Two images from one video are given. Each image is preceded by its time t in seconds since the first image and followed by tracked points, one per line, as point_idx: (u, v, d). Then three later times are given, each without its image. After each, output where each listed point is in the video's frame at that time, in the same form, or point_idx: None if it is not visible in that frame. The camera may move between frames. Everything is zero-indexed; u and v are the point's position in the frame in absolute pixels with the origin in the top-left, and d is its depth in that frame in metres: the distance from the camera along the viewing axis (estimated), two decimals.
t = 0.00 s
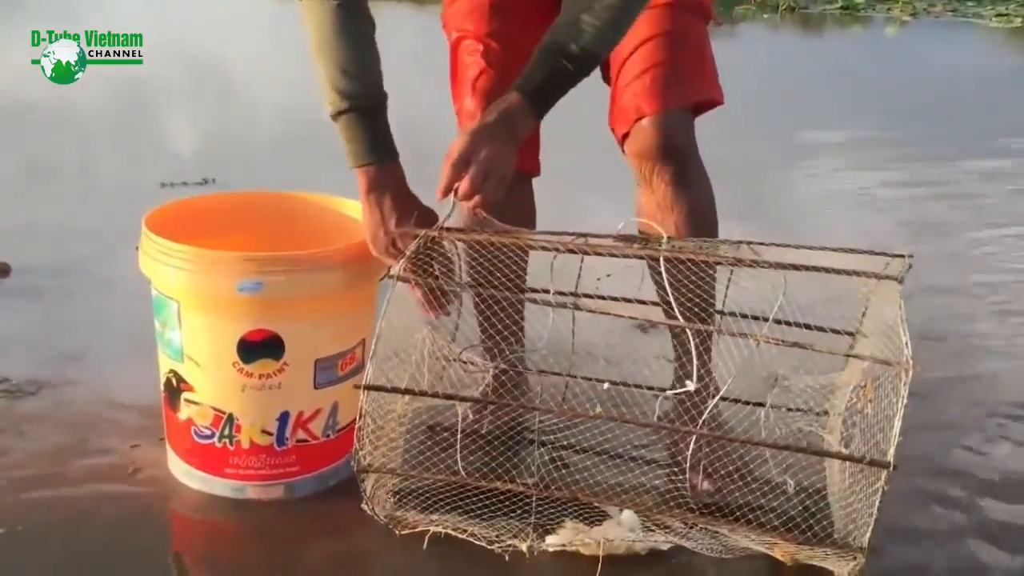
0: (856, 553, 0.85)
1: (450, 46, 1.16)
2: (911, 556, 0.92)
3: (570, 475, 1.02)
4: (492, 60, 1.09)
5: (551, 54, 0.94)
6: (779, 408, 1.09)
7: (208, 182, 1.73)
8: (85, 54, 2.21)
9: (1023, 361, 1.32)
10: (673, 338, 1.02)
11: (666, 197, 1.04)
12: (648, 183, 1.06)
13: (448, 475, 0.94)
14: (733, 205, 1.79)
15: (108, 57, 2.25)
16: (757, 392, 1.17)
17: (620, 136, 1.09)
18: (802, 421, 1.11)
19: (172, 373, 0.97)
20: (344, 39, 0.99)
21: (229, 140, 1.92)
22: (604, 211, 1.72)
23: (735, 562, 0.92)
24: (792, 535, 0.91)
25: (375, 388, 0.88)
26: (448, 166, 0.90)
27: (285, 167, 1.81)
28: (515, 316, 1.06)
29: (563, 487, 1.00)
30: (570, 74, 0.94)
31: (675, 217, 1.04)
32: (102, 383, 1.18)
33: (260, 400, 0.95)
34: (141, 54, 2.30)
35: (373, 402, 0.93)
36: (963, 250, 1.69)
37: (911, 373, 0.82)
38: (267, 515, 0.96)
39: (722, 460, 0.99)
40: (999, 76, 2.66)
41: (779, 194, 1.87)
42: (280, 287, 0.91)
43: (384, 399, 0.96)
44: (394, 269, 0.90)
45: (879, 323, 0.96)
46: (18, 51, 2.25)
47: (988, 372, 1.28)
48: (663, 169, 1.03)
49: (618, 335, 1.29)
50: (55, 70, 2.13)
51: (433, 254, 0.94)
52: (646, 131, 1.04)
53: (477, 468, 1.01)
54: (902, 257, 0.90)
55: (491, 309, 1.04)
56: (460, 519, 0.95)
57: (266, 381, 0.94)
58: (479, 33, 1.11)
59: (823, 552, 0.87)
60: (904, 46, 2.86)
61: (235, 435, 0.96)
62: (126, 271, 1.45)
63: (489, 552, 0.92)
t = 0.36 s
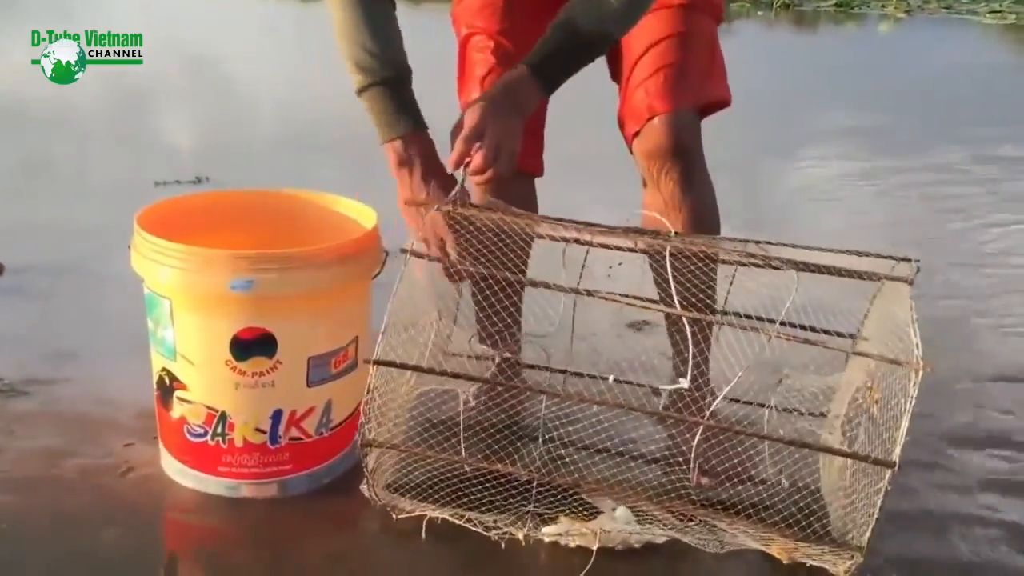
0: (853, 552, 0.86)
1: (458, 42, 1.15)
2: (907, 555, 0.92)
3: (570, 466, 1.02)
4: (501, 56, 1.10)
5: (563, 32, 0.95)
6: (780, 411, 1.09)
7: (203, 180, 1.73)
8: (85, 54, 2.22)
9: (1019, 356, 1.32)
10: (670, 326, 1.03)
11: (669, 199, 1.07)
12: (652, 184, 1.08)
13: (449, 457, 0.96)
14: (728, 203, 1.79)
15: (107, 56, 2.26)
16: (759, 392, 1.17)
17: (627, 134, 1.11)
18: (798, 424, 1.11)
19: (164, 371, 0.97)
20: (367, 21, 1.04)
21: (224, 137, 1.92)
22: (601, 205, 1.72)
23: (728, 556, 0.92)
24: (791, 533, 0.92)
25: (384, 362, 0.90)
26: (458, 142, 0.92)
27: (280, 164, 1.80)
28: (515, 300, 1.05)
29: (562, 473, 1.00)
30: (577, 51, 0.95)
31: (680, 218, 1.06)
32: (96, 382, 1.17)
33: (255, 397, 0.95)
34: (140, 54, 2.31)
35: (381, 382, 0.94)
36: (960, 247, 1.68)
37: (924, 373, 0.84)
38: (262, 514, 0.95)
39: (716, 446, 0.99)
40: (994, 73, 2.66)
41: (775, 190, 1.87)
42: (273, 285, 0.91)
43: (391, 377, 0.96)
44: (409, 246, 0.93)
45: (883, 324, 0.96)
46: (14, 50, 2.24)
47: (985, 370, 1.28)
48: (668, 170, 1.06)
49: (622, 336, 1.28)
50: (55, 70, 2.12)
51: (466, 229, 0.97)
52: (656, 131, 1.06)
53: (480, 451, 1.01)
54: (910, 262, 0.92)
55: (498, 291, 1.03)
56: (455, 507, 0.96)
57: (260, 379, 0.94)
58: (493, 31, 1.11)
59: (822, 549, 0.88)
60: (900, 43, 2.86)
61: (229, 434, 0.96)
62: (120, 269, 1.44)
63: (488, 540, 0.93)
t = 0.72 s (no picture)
0: (860, 553, 0.87)
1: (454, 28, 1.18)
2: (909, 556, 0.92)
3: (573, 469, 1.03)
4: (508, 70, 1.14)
5: (595, 27, 0.97)
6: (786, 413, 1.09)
7: (204, 176, 1.73)
8: (85, 54, 2.22)
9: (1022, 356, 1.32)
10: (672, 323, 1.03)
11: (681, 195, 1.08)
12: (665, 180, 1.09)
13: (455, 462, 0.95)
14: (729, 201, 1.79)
15: (107, 56, 2.26)
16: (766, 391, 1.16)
17: (640, 129, 1.12)
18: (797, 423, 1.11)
19: (167, 367, 0.97)
20: (464, 84, 1.03)
21: (225, 136, 1.91)
22: (602, 203, 1.71)
23: (732, 557, 0.91)
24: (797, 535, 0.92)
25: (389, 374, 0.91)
26: (477, 103, 0.91)
27: (281, 162, 1.80)
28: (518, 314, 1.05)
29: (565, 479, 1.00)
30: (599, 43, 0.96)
31: (688, 214, 1.07)
32: (98, 378, 1.17)
33: (258, 394, 0.95)
34: (140, 54, 2.32)
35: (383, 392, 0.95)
36: (961, 245, 1.68)
37: (940, 375, 0.83)
38: (264, 512, 0.95)
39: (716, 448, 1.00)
40: (995, 72, 2.65)
41: (778, 189, 1.87)
42: (277, 282, 0.90)
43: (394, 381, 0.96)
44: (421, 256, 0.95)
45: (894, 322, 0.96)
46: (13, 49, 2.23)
47: (986, 368, 1.28)
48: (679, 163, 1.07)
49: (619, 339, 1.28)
50: (55, 70, 2.11)
51: (472, 248, 0.99)
52: (669, 124, 1.07)
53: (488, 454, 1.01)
54: (924, 266, 0.93)
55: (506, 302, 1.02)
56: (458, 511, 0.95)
57: (263, 376, 0.94)
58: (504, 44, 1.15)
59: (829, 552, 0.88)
60: (901, 43, 2.85)
61: (232, 431, 0.96)
62: (120, 267, 1.44)
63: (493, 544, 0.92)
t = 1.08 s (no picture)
0: (864, 549, 0.85)
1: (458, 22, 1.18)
2: (920, 552, 0.92)
3: (576, 467, 1.02)
4: (509, 72, 1.15)
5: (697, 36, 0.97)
6: (776, 404, 1.10)
7: (213, 167, 1.72)
8: (85, 54, 2.14)
9: None
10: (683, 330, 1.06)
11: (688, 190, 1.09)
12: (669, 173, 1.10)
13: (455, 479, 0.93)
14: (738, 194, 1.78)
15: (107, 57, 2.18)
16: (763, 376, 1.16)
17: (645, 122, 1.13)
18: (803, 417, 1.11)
19: (177, 358, 0.97)
20: (471, 156, 0.94)
21: (233, 128, 1.90)
22: (611, 193, 1.71)
23: (737, 557, 0.90)
24: (802, 534, 0.91)
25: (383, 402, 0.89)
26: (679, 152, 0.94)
27: (289, 154, 1.79)
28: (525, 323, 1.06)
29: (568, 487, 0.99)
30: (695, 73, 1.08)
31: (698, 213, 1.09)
32: (107, 368, 1.17)
33: (267, 385, 0.94)
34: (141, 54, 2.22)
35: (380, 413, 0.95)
36: (970, 241, 1.67)
37: (933, 372, 0.82)
38: (273, 503, 0.95)
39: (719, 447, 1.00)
40: (1003, 65, 2.64)
41: (790, 185, 1.86)
42: (286, 273, 0.90)
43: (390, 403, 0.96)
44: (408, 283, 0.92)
45: (896, 319, 0.96)
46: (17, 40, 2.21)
47: (992, 364, 1.28)
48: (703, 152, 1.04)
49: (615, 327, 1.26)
50: (55, 69, 2.06)
51: (460, 273, 0.96)
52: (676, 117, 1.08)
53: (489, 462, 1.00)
54: (920, 255, 0.93)
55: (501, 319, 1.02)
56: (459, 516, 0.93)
57: (274, 367, 0.94)
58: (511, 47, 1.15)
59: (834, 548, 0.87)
60: (909, 36, 2.84)
61: (241, 421, 0.96)
62: (130, 256, 1.44)
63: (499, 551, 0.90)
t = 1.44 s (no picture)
0: (884, 541, 0.84)
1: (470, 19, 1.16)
2: (939, 547, 0.92)
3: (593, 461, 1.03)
4: (525, 67, 1.12)
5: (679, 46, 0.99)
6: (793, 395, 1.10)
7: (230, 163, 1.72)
8: (84, 52, 1.85)
9: None
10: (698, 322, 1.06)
11: (703, 184, 1.09)
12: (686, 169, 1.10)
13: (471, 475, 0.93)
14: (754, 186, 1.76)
15: (105, 56, 1.85)
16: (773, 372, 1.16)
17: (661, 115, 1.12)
18: (816, 408, 1.11)
19: (197, 349, 0.97)
20: (485, 158, 0.95)
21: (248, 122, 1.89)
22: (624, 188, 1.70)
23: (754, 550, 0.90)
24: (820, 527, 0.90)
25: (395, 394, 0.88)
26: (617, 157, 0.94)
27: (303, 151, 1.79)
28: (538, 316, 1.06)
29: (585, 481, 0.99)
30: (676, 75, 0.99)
31: (713, 207, 1.08)
32: (125, 360, 1.18)
33: (287, 376, 0.95)
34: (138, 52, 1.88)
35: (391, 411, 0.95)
36: (987, 237, 1.66)
37: (946, 363, 0.81)
38: (293, 493, 0.95)
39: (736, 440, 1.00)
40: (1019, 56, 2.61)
41: (807, 177, 1.85)
42: (305, 265, 0.90)
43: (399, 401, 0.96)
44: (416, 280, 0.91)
45: (907, 310, 0.97)
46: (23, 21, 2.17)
47: (1005, 361, 1.27)
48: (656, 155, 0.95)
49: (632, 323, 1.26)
50: (56, 70, 1.83)
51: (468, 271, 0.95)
52: (691, 112, 1.07)
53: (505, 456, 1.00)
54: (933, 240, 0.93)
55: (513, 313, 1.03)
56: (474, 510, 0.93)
57: (292, 359, 0.94)
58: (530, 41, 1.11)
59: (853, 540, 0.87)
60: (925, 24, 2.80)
61: (261, 413, 0.96)
62: (146, 251, 1.44)
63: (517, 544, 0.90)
